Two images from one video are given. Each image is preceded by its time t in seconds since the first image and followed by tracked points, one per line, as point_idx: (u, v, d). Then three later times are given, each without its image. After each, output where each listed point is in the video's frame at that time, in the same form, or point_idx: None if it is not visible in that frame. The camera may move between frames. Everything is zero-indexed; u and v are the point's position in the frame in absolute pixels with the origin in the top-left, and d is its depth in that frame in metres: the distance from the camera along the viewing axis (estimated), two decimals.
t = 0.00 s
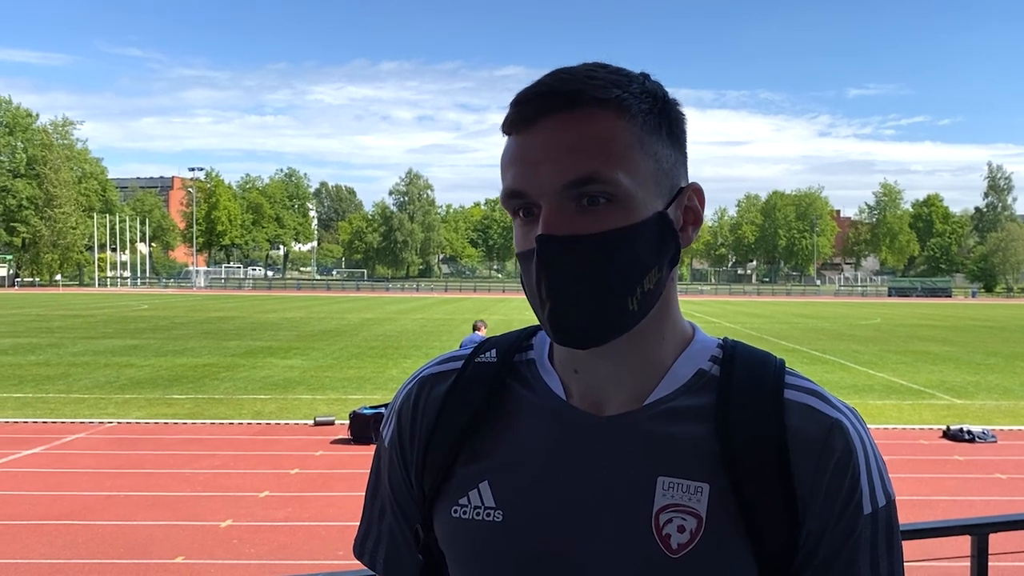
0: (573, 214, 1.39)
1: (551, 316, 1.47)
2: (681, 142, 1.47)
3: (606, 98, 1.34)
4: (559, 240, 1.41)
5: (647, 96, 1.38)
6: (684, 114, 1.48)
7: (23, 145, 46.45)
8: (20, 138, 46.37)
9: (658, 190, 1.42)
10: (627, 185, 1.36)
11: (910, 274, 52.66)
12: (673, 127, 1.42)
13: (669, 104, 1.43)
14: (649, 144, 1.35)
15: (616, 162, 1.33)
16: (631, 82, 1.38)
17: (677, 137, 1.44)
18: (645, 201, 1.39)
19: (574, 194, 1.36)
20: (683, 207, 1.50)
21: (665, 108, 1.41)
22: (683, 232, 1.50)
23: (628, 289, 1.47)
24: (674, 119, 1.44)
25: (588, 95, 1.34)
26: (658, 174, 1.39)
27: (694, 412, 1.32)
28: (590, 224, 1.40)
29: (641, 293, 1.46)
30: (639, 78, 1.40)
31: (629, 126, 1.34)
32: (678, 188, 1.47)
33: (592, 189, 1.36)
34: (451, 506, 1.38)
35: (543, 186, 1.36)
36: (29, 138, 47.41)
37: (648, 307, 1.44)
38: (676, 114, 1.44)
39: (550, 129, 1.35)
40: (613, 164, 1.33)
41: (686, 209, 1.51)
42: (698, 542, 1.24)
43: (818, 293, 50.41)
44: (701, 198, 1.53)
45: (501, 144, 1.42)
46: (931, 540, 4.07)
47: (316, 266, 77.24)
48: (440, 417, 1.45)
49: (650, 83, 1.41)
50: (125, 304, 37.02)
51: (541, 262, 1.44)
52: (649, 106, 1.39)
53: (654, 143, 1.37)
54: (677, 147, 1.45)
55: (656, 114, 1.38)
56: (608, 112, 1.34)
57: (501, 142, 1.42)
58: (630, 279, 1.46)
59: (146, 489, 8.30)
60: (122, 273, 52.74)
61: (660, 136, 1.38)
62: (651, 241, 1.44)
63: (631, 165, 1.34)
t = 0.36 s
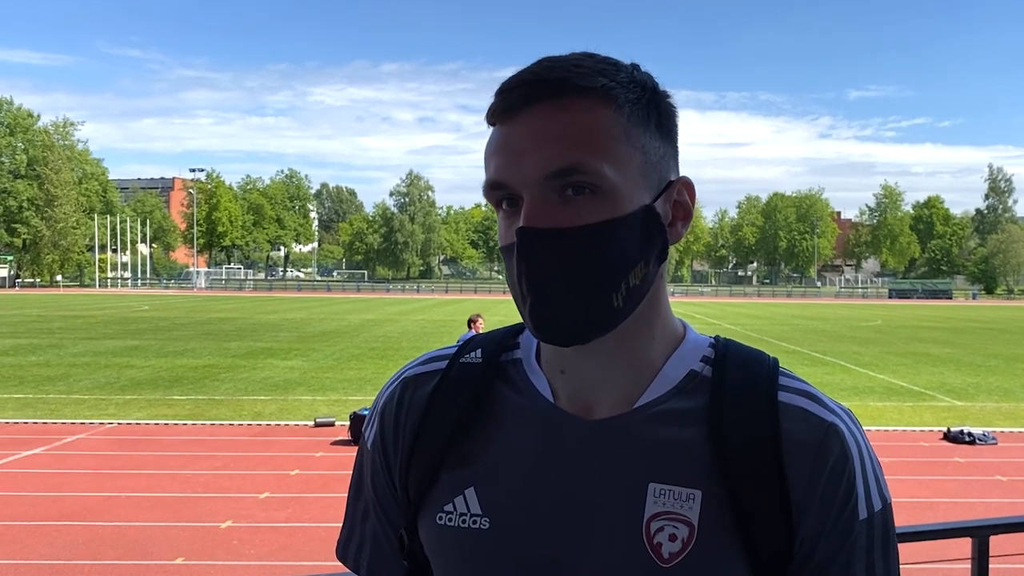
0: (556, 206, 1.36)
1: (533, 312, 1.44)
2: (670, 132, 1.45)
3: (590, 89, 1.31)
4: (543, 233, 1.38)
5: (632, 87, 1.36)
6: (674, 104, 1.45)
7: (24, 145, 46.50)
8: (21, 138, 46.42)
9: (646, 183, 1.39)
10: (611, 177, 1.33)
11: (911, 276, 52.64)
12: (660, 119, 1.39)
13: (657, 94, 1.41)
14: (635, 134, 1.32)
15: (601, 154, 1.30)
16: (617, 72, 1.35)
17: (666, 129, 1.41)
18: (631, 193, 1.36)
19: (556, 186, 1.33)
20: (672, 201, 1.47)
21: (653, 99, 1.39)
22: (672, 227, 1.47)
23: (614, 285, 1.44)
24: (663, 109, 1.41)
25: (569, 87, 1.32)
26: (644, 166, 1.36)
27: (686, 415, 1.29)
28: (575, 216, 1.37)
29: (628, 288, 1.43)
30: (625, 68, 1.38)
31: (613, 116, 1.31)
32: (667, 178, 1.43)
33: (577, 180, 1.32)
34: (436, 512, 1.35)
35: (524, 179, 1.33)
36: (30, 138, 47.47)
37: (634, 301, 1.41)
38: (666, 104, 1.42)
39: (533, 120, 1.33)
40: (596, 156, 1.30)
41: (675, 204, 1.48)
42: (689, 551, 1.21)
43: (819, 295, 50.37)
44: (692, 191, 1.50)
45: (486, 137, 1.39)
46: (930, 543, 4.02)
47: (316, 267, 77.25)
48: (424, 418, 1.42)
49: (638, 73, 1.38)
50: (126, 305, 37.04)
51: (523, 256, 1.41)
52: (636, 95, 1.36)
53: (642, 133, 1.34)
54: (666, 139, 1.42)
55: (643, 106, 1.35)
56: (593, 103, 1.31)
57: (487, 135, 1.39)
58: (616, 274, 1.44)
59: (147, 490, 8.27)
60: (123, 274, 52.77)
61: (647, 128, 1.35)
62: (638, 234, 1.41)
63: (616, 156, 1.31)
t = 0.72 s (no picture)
0: (549, 208, 1.35)
1: (525, 312, 1.43)
2: (665, 126, 1.43)
3: (582, 86, 1.30)
4: (535, 233, 1.36)
5: (625, 82, 1.35)
6: (668, 101, 1.44)
7: (28, 145, 46.60)
8: (25, 138, 46.40)
9: (640, 182, 1.38)
10: (605, 177, 1.31)
11: (914, 274, 52.57)
12: (653, 115, 1.38)
13: (651, 92, 1.39)
14: (628, 133, 1.32)
15: (595, 153, 1.29)
16: (610, 69, 1.34)
17: (660, 126, 1.40)
18: (625, 192, 1.35)
19: (547, 185, 1.32)
20: (667, 199, 1.46)
21: (648, 96, 1.38)
22: (668, 227, 1.47)
23: (608, 285, 1.42)
24: (656, 108, 1.40)
25: (561, 82, 1.30)
26: (638, 164, 1.35)
27: (682, 416, 1.27)
28: (569, 216, 1.35)
29: (622, 290, 1.42)
30: (619, 64, 1.37)
31: (605, 114, 1.30)
32: (660, 176, 1.42)
33: (570, 180, 1.31)
34: (432, 516, 1.33)
35: (515, 179, 1.32)
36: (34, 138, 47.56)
37: (630, 301, 1.39)
38: (660, 104, 1.41)
39: (524, 117, 1.31)
40: (588, 154, 1.29)
41: (669, 202, 1.47)
42: (686, 554, 1.20)
43: (822, 293, 50.33)
44: (686, 190, 1.49)
45: (478, 136, 1.38)
46: (932, 540, 4.01)
47: (319, 266, 77.34)
48: (417, 421, 1.41)
49: (630, 69, 1.37)
50: (130, 304, 37.08)
51: (516, 256, 1.39)
52: (629, 94, 1.35)
53: (636, 131, 1.33)
54: (660, 137, 1.41)
55: (637, 103, 1.34)
56: (585, 100, 1.30)
57: (477, 133, 1.38)
58: (611, 274, 1.42)
59: (151, 489, 8.29)
60: (127, 274, 52.87)
61: (641, 126, 1.34)
62: (631, 235, 1.40)
63: (608, 155, 1.30)
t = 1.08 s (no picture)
0: (541, 208, 1.33)
1: (516, 312, 1.42)
2: (659, 125, 1.42)
3: (576, 84, 1.28)
4: (528, 235, 1.35)
5: (621, 81, 1.34)
6: (662, 100, 1.43)
7: (24, 145, 46.45)
8: (22, 138, 46.30)
9: (635, 182, 1.36)
10: (598, 177, 1.30)
11: (912, 274, 52.61)
12: (648, 113, 1.37)
13: (646, 92, 1.38)
14: (623, 132, 1.30)
15: (587, 153, 1.28)
16: (605, 67, 1.33)
17: (654, 125, 1.39)
18: (618, 193, 1.34)
19: (539, 186, 1.31)
20: (661, 198, 1.45)
21: (643, 94, 1.37)
22: (663, 226, 1.46)
23: (601, 286, 1.41)
24: (650, 106, 1.39)
25: (553, 82, 1.29)
26: (632, 163, 1.34)
27: (675, 419, 1.26)
28: (563, 216, 1.34)
29: (615, 290, 1.41)
30: (614, 62, 1.36)
31: (600, 114, 1.29)
32: (655, 175, 1.41)
33: (562, 181, 1.30)
34: (424, 520, 1.32)
35: (507, 179, 1.31)
36: (31, 138, 47.43)
37: (622, 303, 1.38)
38: (655, 104, 1.40)
39: (519, 116, 1.30)
40: (580, 154, 1.27)
41: (664, 201, 1.46)
42: (681, 557, 1.19)
43: (819, 293, 50.35)
44: (680, 189, 1.48)
45: (469, 135, 1.37)
46: (928, 540, 4.00)
47: (317, 266, 77.22)
48: (408, 427, 1.40)
49: (624, 67, 1.36)
50: (126, 304, 36.99)
51: (509, 256, 1.38)
52: (624, 92, 1.34)
53: (631, 132, 1.32)
54: (655, 135, 1.40)
55: (631, 101, 1.33)
56: (578, 98, 1.29)
57: (469, 132, 1.37)
58: (603, 275, 1.42)
59: (149, 489, 8.26)
60: (123, 274, 52.72)
61: (635, 125, 1.33)
62: (626, 235, 1.39)
63: (603, 154, 1.29)
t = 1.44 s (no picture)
0: (541, 209, 1.33)
1: (513, 313, 1.41)
2: (661, 123, 1.41)
3: (577, 83, 1.28)
4: (529, 236, 1.34)
5: (622, 79, 1.33)
6: (664, 97, 1.42)
7: (28, 145, 46.53)
8: (25, 138, 46.39)
9: (636, 182, 1.36)
10: (599, 178, 1.29)
11: (914, 274, 52.56)
12: (649, 112, 1.36)
13: (648, 90, 1.37)
14: (623, 132, 1.30)
15: (588, 153, 1.27)
16: (605, 64, 1.32)
17: (655, 124, 1.38)
18: (620, 193, 1.33)
19: (538, 185, 1.30)
20: (662, 198, 1.44)
21: (644, 95, 1.36)
22: (662, 227, 1.46)
23: (601, 288, 1.40)
24: (653, 104, 1.38)
25: (552, 79, 1.28)
26: (632, 162, 1.33)
27: (675, 421, 1.25)
28: (564, 217, 1.33)
29: (615, 292, 1.40)
30: (614, 59, 1.35)
31: (601, 112, 1.27)
32: (656, 175, 1.40)
33: (562, 181, 1.29)
34: (424, 521, 1.32)
35: (506, 177, 1.30)
36: (34, 137, 47.52)
37: (623, 304, 1.38)
38: (658, 103, 1.39)
39: (517, 115, 1.29)
40: (580, 153, 1.26)
41: (665, 201, 1.45)
42: (680, 562, 1.18)
43: (822, 293, 50.26)
44: (682, 189, 1.47)
45: (467, 133, 1.36)
46: (930, 540, 3.98)
47: (319, 266, 77.29)
48: (407, 428, 1.39)
49: (626, 64, 1.35)
50: (130, 304, 37.02)
51: (508, 257, 1.37)
52: (626, 90, 1.33)
53: (630, 132, 1.31)
54: (655, 135, 1.39)
55: (632, 99, 1.32)
56: (578, 97, 1.28)
57: (466, 131, 1.36)
58: (604, 277, 1.41)
59: (151, 489, 8.27)
60: (127, 274, 52.79)
61: (635, 124, 1.33)
62: (627, 236, 1.38)
63: (602, 154, 1.28)
